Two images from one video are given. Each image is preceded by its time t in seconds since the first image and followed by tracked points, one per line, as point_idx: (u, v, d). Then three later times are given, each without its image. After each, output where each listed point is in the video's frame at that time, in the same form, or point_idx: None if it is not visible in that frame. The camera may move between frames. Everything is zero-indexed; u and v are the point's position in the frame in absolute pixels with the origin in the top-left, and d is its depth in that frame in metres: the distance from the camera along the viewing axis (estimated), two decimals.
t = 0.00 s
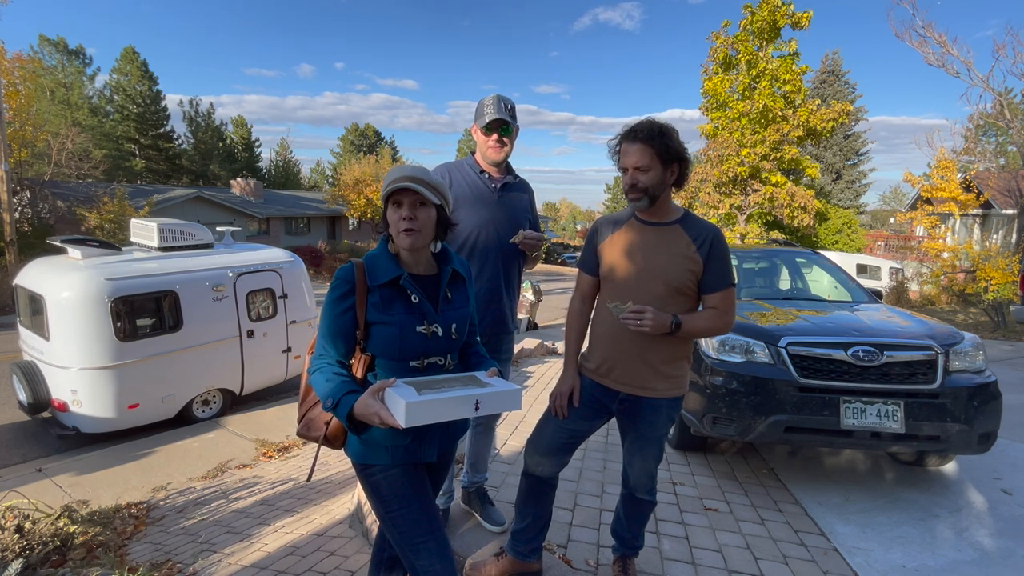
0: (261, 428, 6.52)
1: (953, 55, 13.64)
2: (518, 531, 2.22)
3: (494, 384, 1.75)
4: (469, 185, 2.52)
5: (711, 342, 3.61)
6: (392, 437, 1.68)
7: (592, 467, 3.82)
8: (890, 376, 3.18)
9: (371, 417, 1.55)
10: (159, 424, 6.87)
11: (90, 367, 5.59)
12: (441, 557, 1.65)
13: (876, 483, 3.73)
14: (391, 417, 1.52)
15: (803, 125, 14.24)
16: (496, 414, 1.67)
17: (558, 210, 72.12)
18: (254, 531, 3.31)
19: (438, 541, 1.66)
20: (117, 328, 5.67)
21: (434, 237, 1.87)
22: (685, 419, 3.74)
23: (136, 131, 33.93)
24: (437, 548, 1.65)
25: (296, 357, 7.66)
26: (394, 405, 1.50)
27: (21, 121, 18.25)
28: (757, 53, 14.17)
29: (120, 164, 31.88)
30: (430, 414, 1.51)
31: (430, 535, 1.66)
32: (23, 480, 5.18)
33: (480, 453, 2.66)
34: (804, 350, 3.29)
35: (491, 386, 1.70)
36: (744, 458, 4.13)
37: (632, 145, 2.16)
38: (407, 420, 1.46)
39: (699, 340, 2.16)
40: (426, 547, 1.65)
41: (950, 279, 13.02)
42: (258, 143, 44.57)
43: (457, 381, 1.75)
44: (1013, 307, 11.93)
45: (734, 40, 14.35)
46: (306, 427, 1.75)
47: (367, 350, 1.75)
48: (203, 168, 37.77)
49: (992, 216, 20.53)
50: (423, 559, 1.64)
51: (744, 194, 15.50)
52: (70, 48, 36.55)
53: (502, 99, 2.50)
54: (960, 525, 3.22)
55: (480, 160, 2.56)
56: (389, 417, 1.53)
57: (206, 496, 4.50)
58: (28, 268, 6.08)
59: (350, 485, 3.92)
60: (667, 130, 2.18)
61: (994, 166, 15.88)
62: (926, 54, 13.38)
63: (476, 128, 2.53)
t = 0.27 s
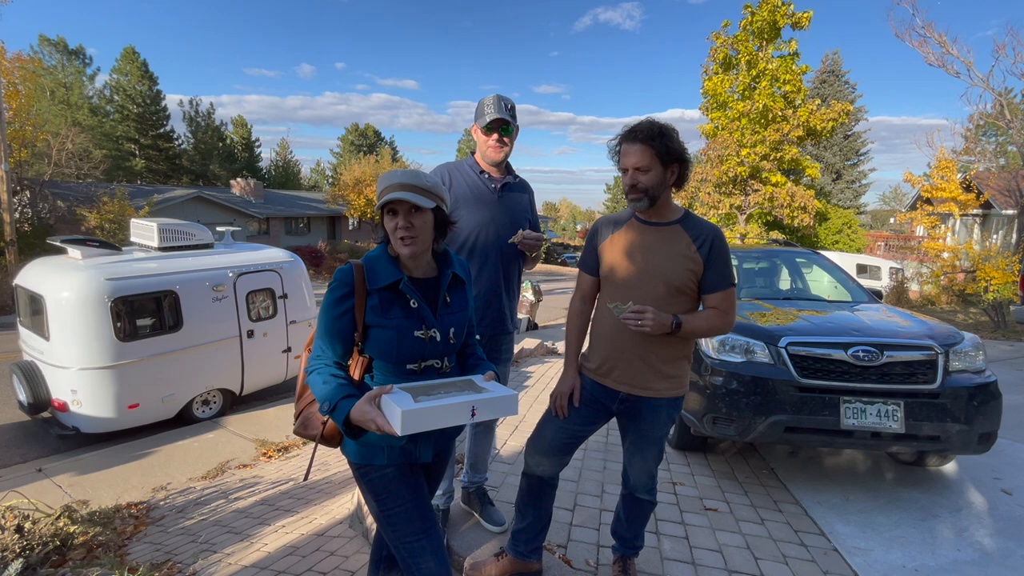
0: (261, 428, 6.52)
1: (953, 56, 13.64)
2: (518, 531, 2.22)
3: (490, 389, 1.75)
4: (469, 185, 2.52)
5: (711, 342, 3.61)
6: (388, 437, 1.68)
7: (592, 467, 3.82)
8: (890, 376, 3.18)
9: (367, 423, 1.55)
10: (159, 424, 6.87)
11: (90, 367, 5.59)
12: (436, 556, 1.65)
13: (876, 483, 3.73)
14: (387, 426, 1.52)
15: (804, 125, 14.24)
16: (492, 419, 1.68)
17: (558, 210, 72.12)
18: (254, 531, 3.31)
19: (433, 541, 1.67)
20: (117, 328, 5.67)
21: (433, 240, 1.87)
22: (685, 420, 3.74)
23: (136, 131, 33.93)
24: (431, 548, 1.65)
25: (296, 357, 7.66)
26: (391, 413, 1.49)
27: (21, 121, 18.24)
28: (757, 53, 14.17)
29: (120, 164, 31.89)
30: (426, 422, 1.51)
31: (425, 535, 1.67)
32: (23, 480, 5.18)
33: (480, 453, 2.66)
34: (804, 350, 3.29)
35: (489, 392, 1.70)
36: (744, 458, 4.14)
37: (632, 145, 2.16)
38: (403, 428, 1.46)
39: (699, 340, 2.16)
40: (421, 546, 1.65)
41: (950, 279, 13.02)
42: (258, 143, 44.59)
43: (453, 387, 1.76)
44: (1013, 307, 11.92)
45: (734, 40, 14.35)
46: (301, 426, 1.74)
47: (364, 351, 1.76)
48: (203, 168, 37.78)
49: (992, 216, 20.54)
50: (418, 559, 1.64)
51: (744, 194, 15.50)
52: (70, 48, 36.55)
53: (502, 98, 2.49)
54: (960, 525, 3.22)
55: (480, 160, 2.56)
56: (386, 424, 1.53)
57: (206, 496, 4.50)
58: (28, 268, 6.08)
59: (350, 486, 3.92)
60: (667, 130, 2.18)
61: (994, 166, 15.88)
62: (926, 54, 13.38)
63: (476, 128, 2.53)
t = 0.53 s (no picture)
0: (261, 428, 6.52)
1: (953, 56, 13.65)
2: (518, 531, 2.22)
3: (488, 387, 1.75)
4: (469, 186, 2.52)
5: (711, 342, 3.61)
6: (386, 437, 1.68)
7: (592, 468, 3.82)
8: (890, 376, 3.18)
9: (365, 422, 1.55)
10: (159, 424, 6.87)
11: (90, 367, 5.59)
12: (433, 556, 1.65)
13: (876, 483, 3.73)
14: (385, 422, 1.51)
15: (804, 125, 14.24)
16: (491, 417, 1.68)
17: (558, 210, 72.14)
18: (254, 531, 3.31)
19: (430, 541, 1.67)
20: (117, 328, 5.67)
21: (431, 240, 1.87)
22: (685, 420, 3.74)
23: (136, 131, 33.93)
24: (429, 549, 1.65)
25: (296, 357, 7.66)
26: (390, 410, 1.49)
27: (21, 121, 18.24)
28: (757, 53, 14.17)
29: (120, 164, 31.89)
30: (425, 419, 1.51)
31: (422, 536, 1.66)
32: (23, 480, 5.18)
33: (480, 453, 2.66)
34: (804, 350, 3.29)
35: (487, 390, 1.70)
36: (744, 458, 4.14)
37: (631, 145, 2.16)
38: (402, 425, 1.45)
39: (700, 340, 2.16)
40: (417, 547, 1.65)
41: (950, 279, 13.02)
42: (258, 143, 44.60)
43: (452, 385, 1.76)
44: (1013, 307, 11.92)
45: (734, 40, 14.36)
46: (298, 428, 1.74)
47: (361, 351, 1.76)
48: (203, 168, 37.78)
49: (992, 216, 20.54)
50: (415, 559, 1.64)
51: (744, 194, 15.50)
52: (70, 48, 36.55)
53: (501, 98, 2.49)
54: (960, 525, 3.22)
55: (480, 160, 2.56)
56: (385, 422, 1.53)
57: (206, 496, 4.50)
58: (29, 268, 6.08)
59: (350, 486, 3.92)
60: (667, 130, 2.18)
61: (994, 166, 15.88)
62: (926, 55, 13.38)
63: (476, 128, 2.53)
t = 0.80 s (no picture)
0: (261, 428, 6.52)
1: (953, 56, 13.65)
2: (518, 531, 2.22)
3: (492, 374, 1.76)
4: (468, 186, 2.52)
5: (711, 342, 3.61)
6: (386, 436, 1.69)
7: (592, 467, 3.82)
8: (890, 376, 3.18)
9: (369, 408, 1.56)
10: (159, 424, 6.87)
11: (90, 367, 5.59)
12: (432, 557, 1.65)
13: (876, 483, 3.73)
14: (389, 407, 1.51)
15: (804, 125, 14.23)
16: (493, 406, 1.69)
17: (558, 210, 72.14)
18: (254, 531, 3.31)
19: (430, 542, 1.67)
20: (117, 328, 5.67)
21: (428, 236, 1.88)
22: (685, 420, 3.74)
23: (136, 131, 33.93)
24: (429, 549, 1.66)
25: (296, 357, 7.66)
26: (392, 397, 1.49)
27: (21, 121, 18.23)
28: (757, 53, 14.17)
29: (120, 164, 31.89)
30: (429, 408, 1.51)
31: (422, 537, 1.66)
32: (23, 480, 5.18)
33: (480, 453, 2.66)
34: (804, 350, 3.29)
35: (490, 378, 1.70)
36: (744, 458, 4.14)
37: (630, 146, 2.16)
38: (405, 415, 1.46)
39: (699, 339, 2.16)
40: (417, 548, 1.65)
41: (950, 279, 13.03)
42: (258, 143, 44.60)
43: (455, 370, 1.76)
44: (1013, 307, 11.93)
45: (734, 40, 14.35)
46: (297, 430, 1.75)
47: (359, 349, 1.75)
48: (203, 168, 37.79)
49: (992, 215, 20.54)
50: (414, 559, 1.64)
51: (744, 194, 15.50)
52: (70, 48, 36.54)
53: (501, 98, 2.50)
54: (960, 525, 3.22)
55: (479, 160, 2.56)
56: (387, 408, 1.53)
57: (206, 496, 4.50)
58: (28, 268, 6.08)
59: (350, 485, 3.93)
60: (666, 130, 2.18)
61: (994, 166, 15.89)
62: (926, 55, 13.38)
63: (475, 128, 2.53)
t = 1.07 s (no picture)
0: (261, 428, 6.52)
1: (954, 55, 13.65)
2: (518, 531, 2.22)
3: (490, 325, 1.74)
4: (468, 186, 2.52)
5: (711, 342, 3.60)
6: (385, 433, 1.70)
7: (592, 467, 3.82)
8: (890, 376, 3.18)
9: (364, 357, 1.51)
10: (159, 424, 6.87)
11: (90, 367, 5.59)
12: (431, 556, 1.66)
13: (876, 483, 3.73)
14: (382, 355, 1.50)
15: (804, 125, 14.23)
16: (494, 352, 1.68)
17: (558, 210, 72.18)
18: (254, 531, 3.31)
19: (429, 541, 1.67)
20: (117, 328, 5.67)
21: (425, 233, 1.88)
22: (685, 419, 3.74)
23: (136, 131, 33.92)
24: (429, 549, 1.66)
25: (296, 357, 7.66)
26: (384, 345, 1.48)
27: (21, 121, 18.22)
28: (757, 53, 14.17)
29: (120, 164, 31.89)
30: (423, 347, 1.51)
31: (422, 536, 1.67)
32: (23, 480, 5.18)
33: (480, 453, 2.66)
34: (804, 350, 3.29)
35: (488, 327, 1.70)
36: (744, 458, 4.14)
37: (630, 145, 2.16)
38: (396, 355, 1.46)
39: (699, 339, 2.16)
40: (417, 546, 1.66)
41: (950, 279, 13.02)
42: (258, 143, 44.61)
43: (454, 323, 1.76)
44: (1013, 307, 11.92)
45: (734, 40, 14.35)
46: (298, 429, 1.77)
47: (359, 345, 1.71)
48: (203, 168, 37.79)
49: (992, 215, 20.54)
50: (413, 557, 1.65)
51: (744, 194, 15.50)
52: (70, 48, 36.53)
53: (502, 99, 2.49)
54: (960, 525, 3.22)
55: (479, 161, 2.56)
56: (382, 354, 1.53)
57: (206, 496, 4.50)
58: (29, 268, 6.08)
59: (350, 485, 3.92)
60: (665, 130, 2.18)
61: (994, 166, 15.89)
62: (927, 55, 13.36)
63: (476, 129, 2.53)
